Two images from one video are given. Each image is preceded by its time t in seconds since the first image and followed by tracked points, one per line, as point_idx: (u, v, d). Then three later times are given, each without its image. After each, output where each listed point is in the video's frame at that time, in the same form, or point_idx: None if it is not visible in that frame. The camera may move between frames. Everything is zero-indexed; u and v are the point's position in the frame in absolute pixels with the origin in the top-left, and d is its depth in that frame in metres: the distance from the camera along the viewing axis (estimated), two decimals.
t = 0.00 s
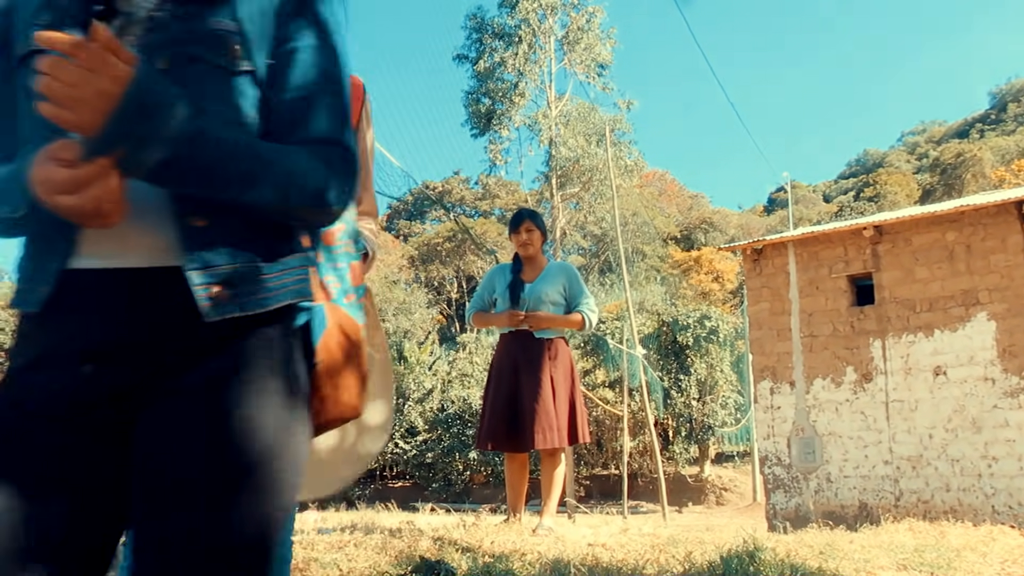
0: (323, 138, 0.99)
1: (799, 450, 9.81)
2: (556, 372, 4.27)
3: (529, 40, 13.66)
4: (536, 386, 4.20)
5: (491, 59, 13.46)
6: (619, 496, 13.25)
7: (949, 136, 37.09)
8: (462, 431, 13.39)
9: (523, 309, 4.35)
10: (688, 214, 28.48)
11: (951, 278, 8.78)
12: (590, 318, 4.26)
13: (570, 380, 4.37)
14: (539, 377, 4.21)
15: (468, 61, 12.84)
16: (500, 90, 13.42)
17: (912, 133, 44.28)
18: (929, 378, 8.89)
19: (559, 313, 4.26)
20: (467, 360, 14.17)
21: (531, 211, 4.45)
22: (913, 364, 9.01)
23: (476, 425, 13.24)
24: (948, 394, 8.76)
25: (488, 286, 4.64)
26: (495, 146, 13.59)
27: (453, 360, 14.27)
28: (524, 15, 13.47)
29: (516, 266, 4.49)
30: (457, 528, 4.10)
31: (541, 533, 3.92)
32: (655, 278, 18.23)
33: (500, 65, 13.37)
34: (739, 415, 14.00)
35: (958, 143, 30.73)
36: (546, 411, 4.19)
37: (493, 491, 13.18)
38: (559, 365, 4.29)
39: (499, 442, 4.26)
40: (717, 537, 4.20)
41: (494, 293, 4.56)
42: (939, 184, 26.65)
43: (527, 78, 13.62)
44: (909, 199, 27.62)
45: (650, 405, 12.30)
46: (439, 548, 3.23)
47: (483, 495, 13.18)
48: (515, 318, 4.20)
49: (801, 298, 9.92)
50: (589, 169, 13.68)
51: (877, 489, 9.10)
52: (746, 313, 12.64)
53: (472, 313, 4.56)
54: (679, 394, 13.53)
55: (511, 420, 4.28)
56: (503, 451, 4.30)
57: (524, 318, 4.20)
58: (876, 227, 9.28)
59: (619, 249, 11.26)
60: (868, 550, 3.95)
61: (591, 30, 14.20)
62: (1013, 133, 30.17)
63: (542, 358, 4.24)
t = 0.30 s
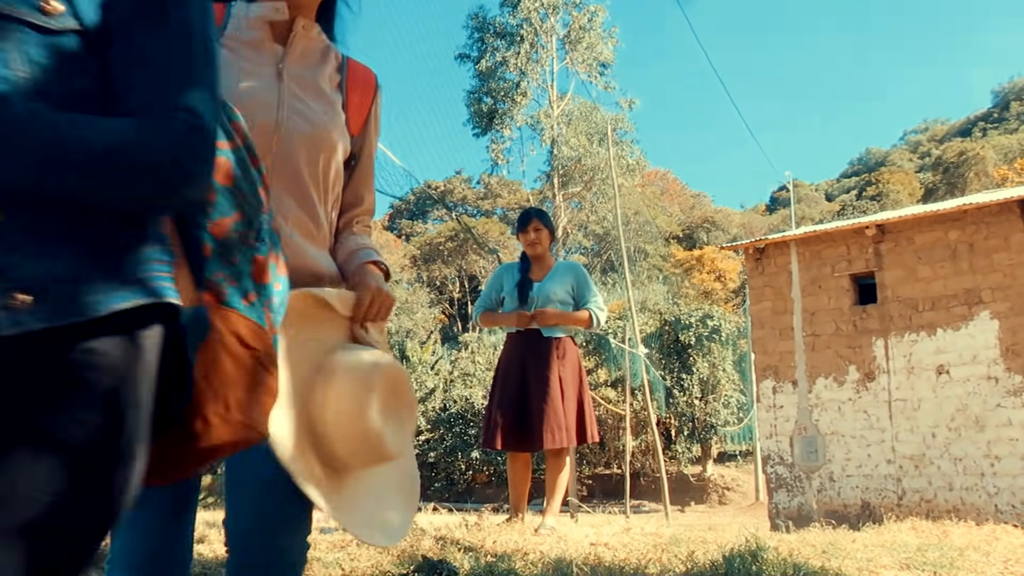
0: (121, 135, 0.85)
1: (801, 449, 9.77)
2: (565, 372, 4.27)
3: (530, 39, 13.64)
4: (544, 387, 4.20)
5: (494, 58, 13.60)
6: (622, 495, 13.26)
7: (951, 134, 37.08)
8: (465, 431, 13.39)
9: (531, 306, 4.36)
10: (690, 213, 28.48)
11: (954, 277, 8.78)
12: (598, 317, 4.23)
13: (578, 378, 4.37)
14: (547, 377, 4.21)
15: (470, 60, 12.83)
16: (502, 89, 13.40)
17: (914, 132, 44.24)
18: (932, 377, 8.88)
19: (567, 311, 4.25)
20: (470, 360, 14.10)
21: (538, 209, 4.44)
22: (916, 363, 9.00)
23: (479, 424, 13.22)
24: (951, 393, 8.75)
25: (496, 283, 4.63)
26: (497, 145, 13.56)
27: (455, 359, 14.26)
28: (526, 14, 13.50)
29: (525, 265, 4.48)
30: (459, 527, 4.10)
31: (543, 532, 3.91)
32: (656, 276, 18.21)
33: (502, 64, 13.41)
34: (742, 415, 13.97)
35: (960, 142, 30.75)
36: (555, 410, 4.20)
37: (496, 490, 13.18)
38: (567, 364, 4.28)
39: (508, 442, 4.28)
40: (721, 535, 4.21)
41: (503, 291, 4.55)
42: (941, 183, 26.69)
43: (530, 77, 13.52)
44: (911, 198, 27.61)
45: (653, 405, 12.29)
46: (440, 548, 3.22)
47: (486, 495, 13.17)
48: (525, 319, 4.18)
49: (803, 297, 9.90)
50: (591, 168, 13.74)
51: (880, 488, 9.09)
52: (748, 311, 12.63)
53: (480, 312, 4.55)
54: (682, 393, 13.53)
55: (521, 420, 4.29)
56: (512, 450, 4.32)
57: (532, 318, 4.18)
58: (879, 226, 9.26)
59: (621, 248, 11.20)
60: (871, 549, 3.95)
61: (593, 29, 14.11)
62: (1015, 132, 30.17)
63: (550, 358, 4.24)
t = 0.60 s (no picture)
0: None
1: (804, 448, 9.75)
2: (573, 370, 4.27)
3: (533, 38, 13.61)
4: (552, 385, 4.20)
5: (496, 57, 13.57)
6: (625, 495, 13.27)
7: (954, 133, 37.02)
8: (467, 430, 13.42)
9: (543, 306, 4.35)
10: (693, 212, 28.47)
11: (957, 276, 8.76)
12: (606, 315, 4.23)
13: (586, 379, 4.37)
14: (556, 377, 4.21)
15: (472, 59, 12.86)
16: (504, 88, 13.42)
17: (918, 131, 44.14)
18: (935, 376, 8.87)
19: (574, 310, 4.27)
20: (473, 359, 14.09)
21: (547, 209, 4.45)
22: (919, 363, 8.99)
23: (482, 424, 13.30)
24: (954, 392, 8.73)
25: (503, 283, 4.62)
26: (500, 144, 13.58)
27: (457, 358, 14.29)
28: (529, 12, 13.48)
29: (532, 265, 4.47)
30: (462, 527, 4.11)
31: (545, 531, 3.92)
32: (660, 276, 18.22)
33: (505, 63, 13.43)
34: (745, 414, 13.94)
35: (964, 141, 30.72)
36: (563, 409, 4.19)
37: (499, 489, 13.20)
38: (575, 364, 4.28)
39: (515, 440, 4.28)
40: (723, 535, 4.21)
41: (510, 291, 4.55)
42: (945, 182, 26.65)
43: (533, 76, 13.52)
44: (915, 197, 27.57)
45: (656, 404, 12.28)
46: (443, 547, 3.23)
47: (489, 494, 13.19)
48: (535, 316, 4.18)
49: (806, 296, 9.88)
50: (594, 167, 13.70)
51: (883, 487, 9.08)
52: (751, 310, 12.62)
53: (489, 312, 4.53)
54: (685, 392, 13.51)
55: (528, 418, 4.29)
56: (517, 449, 4.31)
57: (541, 315, 4.17)
58: (882, 225, 9.24)
59: (624, 248, 11.12)
60: (874, 549, 3.95)
61: (596, 28, 14.09)
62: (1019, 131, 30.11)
63: (559, 356, 4.24)
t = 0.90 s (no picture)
0: None
1: (806, 448, 9.74)
2: (575, 369, 4.29)
3: (535, 38, 13.60)
4: (555, 384, 4.21)
5: (498, 57, 13.56)
6: (626, 494, 13.28)
7: (957, 132, 36.96)
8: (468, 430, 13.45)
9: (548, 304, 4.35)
10: (696, 211, 28.46)
11: (959, 276, 8.76)
12: (609, 315, 4.24)
13: (589, 379, 4.38)
14: (559, 375, 4.22)
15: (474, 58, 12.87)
16: (506, 88, 13.40)
17: (921, 130, 44.06)
18: (937, 376, 8.86)
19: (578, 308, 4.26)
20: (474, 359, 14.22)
21: (550, 208, 4.43)
22: (921, 363, 8.99)
23: (483, 423, 13.23)
24: (956, 392, 8.73)
25: (507, 282, 4.60)
26: (502, 144, 13.59)
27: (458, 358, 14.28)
28: (531, 11, 13.48)
29: (535, 264, 4.48)
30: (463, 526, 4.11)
31: (547, 531, 3.91)
32: (661, 275, 18.19)
33: (506, 62, 13.43)
34: (747, 414, 13.93)
35: (966, 140, 30.69)
36: (565, 408, 4.20)
37: (500, 489, 13.19)
38: (578, 363, 4.30)
39: (517, 440, 4.28)
40: (725, 535, 4.21)
41: (514, 290, 4.52)
42: (948, 182, 26.61)
43: (534, 76, 13.55)
44: (917, 196, 27.51)
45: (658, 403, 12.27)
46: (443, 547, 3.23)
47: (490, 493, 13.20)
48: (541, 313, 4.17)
49: (808, 295, 9.88)
50: (596, 167, 13.71)
51: (885, 487, 9.07)
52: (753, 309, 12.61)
53: (492, 310, 4.51)
54: (686, 392, 13.50)
55: (530, 417, 4.29)
56: (518, 448, 4.30)
57: (544, 313, 4.18)
58: (884, 225, 9.24)
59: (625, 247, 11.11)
60: (875, 549, 3.95)
61: (597, 28, 14.09)
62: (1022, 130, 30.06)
63: (561, 355, 4.25)
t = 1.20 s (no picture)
0: None
1: (808, 448, 9.73)
2: (577, 369, 4.29)
3: (537, 37, 13.59)
4: (556, 383, 4.21)
5: (500, 56, 13.55)
6: (627, 494, 13.28)
7: (959, 133, 36.94)
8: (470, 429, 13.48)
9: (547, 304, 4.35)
10: (697, 212, 28.46)
11: (962, 277, 8.75)
12: (610, 317, 4.25)
13: (590, 379, 4.38)
14: (559, 375, 4.23)
15: (477, 58, 12.88)
16: (508, 88, 13.41)
17: (923, 131, 44.05)
18: (939, 377, 8.86)
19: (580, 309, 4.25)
20: (476, 358, 14.15)
21: (554, 209, 4.44)
22: (923, 363, 8.97)
23: (485, 423, 13.22)
24: (958, 393, 8.72)
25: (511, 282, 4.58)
26: (504, 144, 13.63)
27: (461, 358, 14.28)
28: (533, 11, 13.48)
29: (539, 264, 4.47)
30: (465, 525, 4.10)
31: (549, 531, 3.91)
32: (663, 275, 18.18)
33: (509, 62, 13.43)
34: (748, 414, 13.93)
35: (968, 141, 30.69)
36: (566, 408, 4.21)
37: (501, 489, 13.17)
38: (579, 363, 4.30)
39: (518, 440, 4.28)
40: (727, 535, 4.21)
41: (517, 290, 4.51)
42: (950, 183, 26.62)
43: (537, 76, 13.55)
44: (919, 196, 27.49)
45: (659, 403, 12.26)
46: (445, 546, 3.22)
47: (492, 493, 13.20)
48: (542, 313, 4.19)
49: (810, 296, 9.87)
50: (598, 166, 13.70)
51: (886, 488, 9.06)
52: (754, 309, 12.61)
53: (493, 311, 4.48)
54: (688, 392, 13.49)
55: (531, 415, 4.29)
56: (519, 446, 4.30)
57: (546, 314, 4.19)
58: (886, 225, 9.24)
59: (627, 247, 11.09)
60: (877, 549, 3.95)
61: (600, 28, 14.09)
62: None
63: (562, 354, 4.25)
